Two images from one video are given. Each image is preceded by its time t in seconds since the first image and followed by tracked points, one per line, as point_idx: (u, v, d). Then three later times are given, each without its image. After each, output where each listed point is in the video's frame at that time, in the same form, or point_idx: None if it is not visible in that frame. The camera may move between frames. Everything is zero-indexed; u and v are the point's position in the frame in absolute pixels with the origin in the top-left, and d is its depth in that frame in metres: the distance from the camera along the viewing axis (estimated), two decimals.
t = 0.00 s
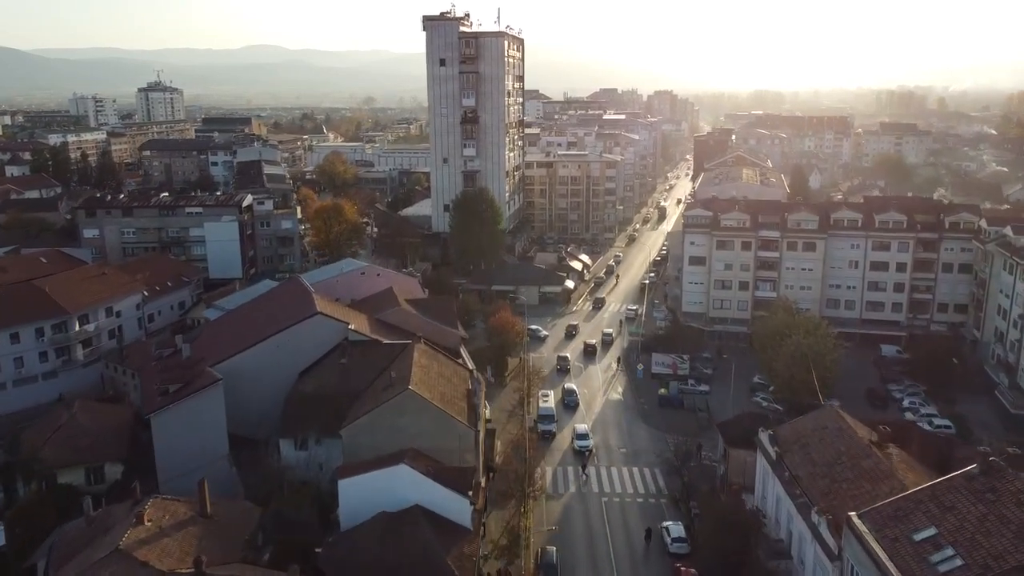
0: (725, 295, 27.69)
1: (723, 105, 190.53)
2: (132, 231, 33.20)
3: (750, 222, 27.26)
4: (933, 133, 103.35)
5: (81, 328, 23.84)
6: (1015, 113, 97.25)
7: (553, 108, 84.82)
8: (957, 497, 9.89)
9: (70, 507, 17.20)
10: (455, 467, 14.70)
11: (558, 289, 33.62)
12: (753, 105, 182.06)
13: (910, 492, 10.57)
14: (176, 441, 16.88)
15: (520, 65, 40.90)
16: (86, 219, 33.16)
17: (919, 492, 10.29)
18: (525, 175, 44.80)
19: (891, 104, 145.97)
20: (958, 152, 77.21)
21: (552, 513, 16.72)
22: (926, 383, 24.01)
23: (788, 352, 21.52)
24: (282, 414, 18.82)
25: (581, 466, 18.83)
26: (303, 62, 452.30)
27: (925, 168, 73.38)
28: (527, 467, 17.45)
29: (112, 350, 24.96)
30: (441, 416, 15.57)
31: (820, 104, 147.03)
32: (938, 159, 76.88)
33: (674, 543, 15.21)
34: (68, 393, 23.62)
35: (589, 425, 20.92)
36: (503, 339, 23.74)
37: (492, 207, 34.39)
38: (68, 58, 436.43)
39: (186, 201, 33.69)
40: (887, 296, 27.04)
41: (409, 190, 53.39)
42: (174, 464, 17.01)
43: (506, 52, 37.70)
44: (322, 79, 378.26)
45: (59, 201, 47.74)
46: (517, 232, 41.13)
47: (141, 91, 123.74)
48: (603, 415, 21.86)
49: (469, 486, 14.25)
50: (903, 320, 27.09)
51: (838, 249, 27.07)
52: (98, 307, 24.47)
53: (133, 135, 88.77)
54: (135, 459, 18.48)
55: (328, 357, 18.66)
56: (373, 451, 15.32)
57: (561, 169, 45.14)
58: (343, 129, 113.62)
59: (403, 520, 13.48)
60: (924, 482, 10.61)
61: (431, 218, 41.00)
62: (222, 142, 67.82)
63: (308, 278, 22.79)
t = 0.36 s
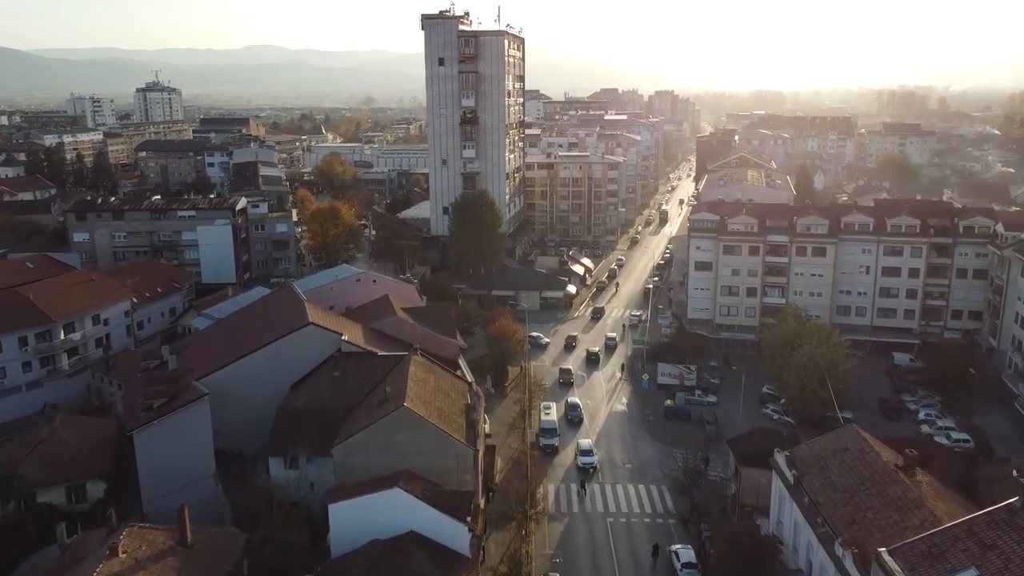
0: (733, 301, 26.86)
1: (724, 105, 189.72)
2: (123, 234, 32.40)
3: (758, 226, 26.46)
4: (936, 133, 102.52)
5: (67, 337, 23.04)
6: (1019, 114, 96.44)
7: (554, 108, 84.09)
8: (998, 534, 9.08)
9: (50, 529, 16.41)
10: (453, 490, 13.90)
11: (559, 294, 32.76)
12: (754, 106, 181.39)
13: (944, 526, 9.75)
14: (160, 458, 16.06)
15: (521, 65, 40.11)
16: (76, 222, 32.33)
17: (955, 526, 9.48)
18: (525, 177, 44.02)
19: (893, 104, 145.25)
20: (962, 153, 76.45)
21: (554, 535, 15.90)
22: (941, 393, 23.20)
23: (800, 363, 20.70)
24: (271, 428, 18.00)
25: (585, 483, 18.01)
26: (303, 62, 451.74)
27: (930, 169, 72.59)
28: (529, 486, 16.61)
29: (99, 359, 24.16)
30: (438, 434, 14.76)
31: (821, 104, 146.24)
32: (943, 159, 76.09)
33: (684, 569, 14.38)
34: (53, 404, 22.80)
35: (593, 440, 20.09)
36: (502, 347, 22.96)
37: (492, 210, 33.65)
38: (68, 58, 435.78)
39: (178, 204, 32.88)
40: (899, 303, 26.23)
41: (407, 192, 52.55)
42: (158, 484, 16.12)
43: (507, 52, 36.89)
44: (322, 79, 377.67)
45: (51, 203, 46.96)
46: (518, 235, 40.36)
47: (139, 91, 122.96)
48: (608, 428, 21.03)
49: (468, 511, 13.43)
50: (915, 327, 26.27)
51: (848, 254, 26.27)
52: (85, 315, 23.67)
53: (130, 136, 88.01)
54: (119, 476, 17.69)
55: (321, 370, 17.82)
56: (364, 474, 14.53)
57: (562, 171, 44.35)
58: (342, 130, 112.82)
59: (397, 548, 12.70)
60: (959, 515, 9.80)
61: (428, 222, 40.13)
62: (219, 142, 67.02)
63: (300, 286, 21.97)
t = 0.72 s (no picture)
0: (740, 308, 26.02)
1: (725, 105, 188.88)
2: (113, 238, 31.59)
3: (766, 231, 25.63)
4: (940, 134, 101.64)
5: (52, 346, 22.22)
6: None
7: (554, 108, 83.28)
8: None
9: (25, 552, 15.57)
10: (449, 516, 13.08)
11: (561, 300, 31.84)
12: (755, 106, 180.64)
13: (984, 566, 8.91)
14: (140, 478, 15.23)
15: (521, 64, 39.29)
16: (64, 226, 31.51)
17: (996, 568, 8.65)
18: (526, 179, 43.21)
19: (894, 104, 144.43)
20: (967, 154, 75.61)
21: (556, 559, 15.06)
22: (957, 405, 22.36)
23: (812, 374, 19.86)
24: (258, 445, 17.18)
25: (589, 502, 17.17)
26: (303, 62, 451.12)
27: (935, 169, 71.73)
28: (530, 507, 15.78)
29: (84, 370, 23.34)
30: (433, 455, 13.93)
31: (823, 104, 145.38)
32: (948, 160, 75.24)
33: None
34: (37, 416, 21.96)
35: (596, 455, 19.26)
36: (501, 357, 22.15)
37: (494, 217, 33.02)
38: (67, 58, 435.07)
39: (170, 207, 32.07)
40: (912, 310, 25.37)
41: (406, 193, 51.75)
42: (137, 506, 15.29)
43: (507, 51, 36.08)
44: (321, 79, 376.88)
45: (43, 205, 46.15)
46: (518, 238, 39.55)
47: (136, 92, 122.15)
48: (612, 441, 20.20)
49: (465, 539, 12.59)
50: (929, 335, 25.42)
51: (860, 259, 25.43)
52: (70, 323, 22.86)
53: (127, 136, 87.21)
54: (100, 495, 16.86)
55: (311, 384, 17.00)
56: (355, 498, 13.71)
57: (564, 172, 43.52)
58: (341, 131, 112.04)
59: None
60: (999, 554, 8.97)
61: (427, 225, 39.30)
62: (216, 143, 66.22)
63: (292, 295, 21.17)
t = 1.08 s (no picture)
0: (748, 315, 25.19)
1: (726, 105, 188.04)
2: (102, 243, 30.78)
3: (775, 236, 24.79)
4: (943, 134, 100.81)
5: (34, 356, 21.34)
6: None
7: (554, 108, 82.42)
8: None
9: None
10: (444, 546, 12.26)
11: (562, 306, 31.04)
12: (756, 106, 179.94)
13: None
14: (120, 500, 14.39)
15: (521, 64, 38.48)
16: (52, 230, 30.66)
17: None
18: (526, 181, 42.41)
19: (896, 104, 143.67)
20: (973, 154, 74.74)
21: None
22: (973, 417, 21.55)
23: (826, 386, 19.03)
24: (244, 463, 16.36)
25: (592, 524, 16.35)
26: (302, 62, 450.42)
27: (940, 170, 70.90)
28: (530, 531, 14.95)
29: (68, 380, 22.48)
30: (428, 479, 13.10)
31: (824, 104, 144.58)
32: (953, 160, 74.40)
33: None
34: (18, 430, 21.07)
35: (600, 472, 18.45)
36: (501, 367, 21.34)
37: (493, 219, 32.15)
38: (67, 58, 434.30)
39: (161, 210, 31.24)
40: (925, 317, 24.53)
41: (404, 195, 50.94)
42: (116, 529, 14.43)
43: (507, 50, 35.25)
44: (321, 79, 376.15)
45: (34, 207, 45.29)
46: (518, 242, 38.71)
47: (134, 92, 121.27)
48: (616, 456, 19.38)
49: (462, 571, 11.77)
50: (942, 343, 24.58)
51: (871, 265, 24.60)
52: (53, 332, 22.01)
53: (123, 137, 86.31)
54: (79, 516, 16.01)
55: (300, 399, 16.16)
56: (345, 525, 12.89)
57: (565, 174, 42.68)
58: (339, 131, 111.21)
59: None
60: None
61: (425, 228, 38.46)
62: (212, 144, 65.37)
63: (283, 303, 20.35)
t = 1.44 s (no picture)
0: (755, 323, 24.35)
1: (727, 105, 187.45)
2: (91, 247, 29.94)
3: (784, 241, 23.97)
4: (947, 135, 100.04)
5: (15, 367, 20.48)
6: None
7: (555, 109, 81.54)
8: None
9: None
10: None
11: (564, 312, 30.18)
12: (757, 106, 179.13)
13: None
14: (98, 524, 13.57)
15: (522, 63, 37.67)
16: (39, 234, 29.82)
17: None
18: (526, 182, 41.58)
19: (898, 104, 142.91)
20: (978, 155, 73.87)
21: None
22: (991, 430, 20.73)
23: (840, 400, 18.18)
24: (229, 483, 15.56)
25: (597, 547, 15.55)
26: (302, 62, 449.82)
27: (945, 171, 70.06)
28: (531, 557, 14.11)
29: (52, 392, 21.62)
30: (422, 505, 12.26)
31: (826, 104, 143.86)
32: (958, 161, 73.60)
33: None
34: None
35: (604, 490, 17.64)
36: (500, 379, 20.52)
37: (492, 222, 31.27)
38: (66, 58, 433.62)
39: (152, 214, 30.42)
40: (940, 326, 23.69)
41: (402, 197, 50.12)
42: (93, 556, 13.60)
43: (506, 49, 34.43)
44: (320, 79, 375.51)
45: (26, 209, 44.44)
46: (518, 246, 37.86)
47: (132, 92, 120.47)
48: (621, 473, 18.56)
49: None
50: (957, 352, 23.73)
51: (884, 271, 23.77)
52: (35, 342, 21.17)
53: (120, 137, 85.46)
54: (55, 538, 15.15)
55: (289, 416, 15.34)
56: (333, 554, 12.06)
57: (566, 175, 41.86)
58: (338, 131, 110.41)
59: None
60: None
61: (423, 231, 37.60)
62: (209, 145, 64.53)
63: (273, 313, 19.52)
